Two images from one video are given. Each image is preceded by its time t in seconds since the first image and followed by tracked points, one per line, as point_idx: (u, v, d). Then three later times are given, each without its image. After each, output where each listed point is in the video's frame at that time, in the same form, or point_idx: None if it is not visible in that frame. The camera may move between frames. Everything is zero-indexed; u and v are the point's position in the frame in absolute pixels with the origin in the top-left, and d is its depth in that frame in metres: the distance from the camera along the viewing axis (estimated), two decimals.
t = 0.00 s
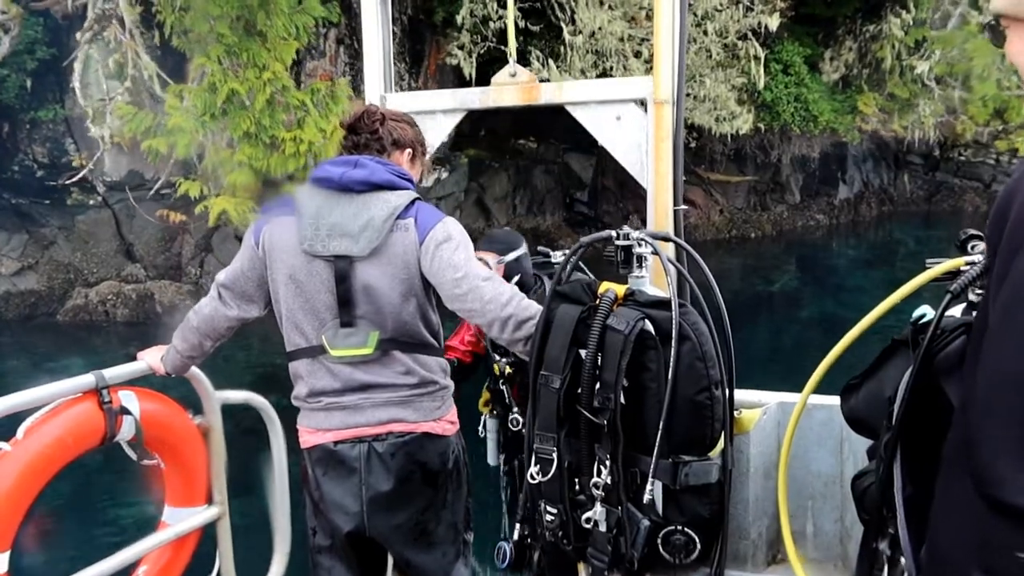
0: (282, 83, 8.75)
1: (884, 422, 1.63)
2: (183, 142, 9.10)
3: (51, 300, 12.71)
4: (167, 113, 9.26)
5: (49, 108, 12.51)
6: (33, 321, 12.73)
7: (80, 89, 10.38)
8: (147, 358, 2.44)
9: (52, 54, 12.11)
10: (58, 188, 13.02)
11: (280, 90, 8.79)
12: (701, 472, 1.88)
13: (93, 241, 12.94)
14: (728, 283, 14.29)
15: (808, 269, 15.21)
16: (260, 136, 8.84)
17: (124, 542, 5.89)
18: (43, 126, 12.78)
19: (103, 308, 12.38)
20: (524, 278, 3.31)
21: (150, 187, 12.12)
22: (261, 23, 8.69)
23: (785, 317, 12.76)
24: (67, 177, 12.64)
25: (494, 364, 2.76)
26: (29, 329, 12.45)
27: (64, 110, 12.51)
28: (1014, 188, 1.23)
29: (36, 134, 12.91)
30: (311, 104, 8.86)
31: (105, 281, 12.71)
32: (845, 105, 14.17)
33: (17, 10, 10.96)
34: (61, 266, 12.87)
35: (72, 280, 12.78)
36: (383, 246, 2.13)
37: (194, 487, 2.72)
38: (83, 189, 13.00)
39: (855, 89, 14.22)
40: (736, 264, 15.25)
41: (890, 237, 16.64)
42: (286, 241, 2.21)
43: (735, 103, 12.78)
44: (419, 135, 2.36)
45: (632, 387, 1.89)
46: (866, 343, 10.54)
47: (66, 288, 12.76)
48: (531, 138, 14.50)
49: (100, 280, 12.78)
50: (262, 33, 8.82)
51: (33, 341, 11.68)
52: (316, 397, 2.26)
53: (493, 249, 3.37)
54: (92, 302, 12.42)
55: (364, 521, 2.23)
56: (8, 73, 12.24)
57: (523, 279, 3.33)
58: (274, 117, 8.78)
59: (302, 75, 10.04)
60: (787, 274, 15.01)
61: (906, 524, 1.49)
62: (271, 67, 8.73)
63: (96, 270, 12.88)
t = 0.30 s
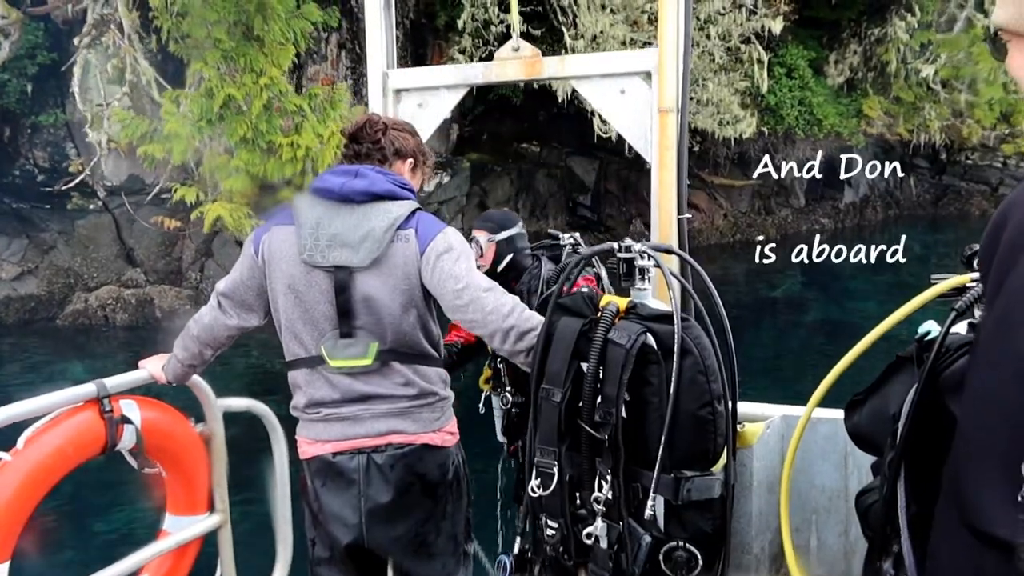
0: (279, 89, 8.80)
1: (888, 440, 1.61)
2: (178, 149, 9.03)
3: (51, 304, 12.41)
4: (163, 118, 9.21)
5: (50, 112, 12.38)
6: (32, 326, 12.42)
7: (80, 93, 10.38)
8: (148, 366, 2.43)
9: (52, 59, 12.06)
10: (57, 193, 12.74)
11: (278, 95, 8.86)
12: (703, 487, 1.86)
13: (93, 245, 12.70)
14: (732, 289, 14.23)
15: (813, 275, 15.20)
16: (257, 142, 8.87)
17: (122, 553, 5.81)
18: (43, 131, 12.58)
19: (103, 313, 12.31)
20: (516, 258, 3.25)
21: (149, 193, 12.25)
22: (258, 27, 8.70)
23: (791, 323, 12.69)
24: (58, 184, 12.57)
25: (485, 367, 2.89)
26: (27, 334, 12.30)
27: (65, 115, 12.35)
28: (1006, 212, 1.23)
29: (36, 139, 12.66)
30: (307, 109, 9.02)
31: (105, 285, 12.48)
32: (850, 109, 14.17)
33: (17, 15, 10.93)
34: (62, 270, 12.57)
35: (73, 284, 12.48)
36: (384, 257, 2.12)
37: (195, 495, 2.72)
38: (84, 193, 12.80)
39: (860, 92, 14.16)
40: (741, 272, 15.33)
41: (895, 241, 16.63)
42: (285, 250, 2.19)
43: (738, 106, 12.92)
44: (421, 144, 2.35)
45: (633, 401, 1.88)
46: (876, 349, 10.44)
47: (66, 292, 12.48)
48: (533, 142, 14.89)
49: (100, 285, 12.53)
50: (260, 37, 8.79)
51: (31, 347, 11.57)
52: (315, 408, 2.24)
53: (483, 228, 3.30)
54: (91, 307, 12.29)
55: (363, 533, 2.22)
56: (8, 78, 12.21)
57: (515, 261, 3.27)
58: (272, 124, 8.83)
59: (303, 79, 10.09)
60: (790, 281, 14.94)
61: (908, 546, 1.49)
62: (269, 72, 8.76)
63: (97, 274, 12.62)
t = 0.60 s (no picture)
0: (275, 102, 8.68)
1: (891, 464, 1.59)
2: (171, 161, 9.03)
3: (49, 317, 12.27)
4: (158, 130, 9.12)
5: (50, 125, 12.36)
6: (32, 337, 12.32)
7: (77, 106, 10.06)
8: (149, 381, 2.42)
9: (52, 71, 12.20)
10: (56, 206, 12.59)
11: (273, 108, 8.73)
12: (704, 509, 1.86)
13: (93, 257, 12.37)
14: (736, 302, 14.14)
15: (817, 287, 15.13)
16: (252, 153, 9.08)
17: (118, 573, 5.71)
18: (44, 143, 12.57)
19: (101, 325, 12.07)
20: (511, 249, 3.53)
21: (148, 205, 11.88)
22: (255, 40, 8.72)
23: (797, 337, 12.60)
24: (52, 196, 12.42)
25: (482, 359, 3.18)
26: (23, 347, 12.11)
27: (65, 127, 12.30)
28: (1007, 243, 1.22)
29: (37, 151, 12.66)
30: (306, 121, 8.86)
31: (104, 298, 12.17)
32: (853, 120, 14.20)
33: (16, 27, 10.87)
34: (61, 283, 12.31)
35: (71, 297, 12.25)
36: (384, 274, 2.11)
37: (195, 510, 2.71)
38: (83, 206, 12.60)
39: (862, 103, 14.23)
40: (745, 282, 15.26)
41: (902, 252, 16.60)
42: (284, 267, 2.18)
43: (740, 117, 12.84)
44: (423, 160, 2.34)
45: (634, 422, 1.87)
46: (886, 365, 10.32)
47: (64, 305, 12.25)
48: (534, 153, 14.80)
49: (100, 297, 12.20)
50: (257, 50, 8.84)
51: (27, 361, 11.43)
52: (314, 426, 2.23)
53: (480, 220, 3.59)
54: (89, 320, 12.03)
55: (362, 552, 2.21)
56: (8, 91, 12.26)
57: (510, 252, 3.55)
58: (267, 135, 8.79)
59: (303, 91, 10.13)
60: (793, 293, 14.82)
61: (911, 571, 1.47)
62: (265, 85, 8.68)
63: (96, 287, 12.30)
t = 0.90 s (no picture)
0: (270, 121, 8.74)
1: (888, 490, 1.58)
2: (164, 181, 8.98)
3: (46, 336, 12.16)
4: (151, 151, 9.08)
5: (50, 145, 12.44)
6: (29, 357, 12.15)
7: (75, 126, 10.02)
8: (148, 401, 2.43)
9: (52, 92, 12.12)
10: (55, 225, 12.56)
11: (269, 128, 8.80)
12: (701, 534, 1.86)
13: (91, 276, 12.30)
14: (736, 319, 14.15)
15: (818, 304, 15.11)
16: (247, 174, 9.10)
17: None
18: (44, 163, 12.68)
19: (98, 345, 11.93)
20: (513, 242, 4.04)
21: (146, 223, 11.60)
22: (250, 61, 8.80)
23: (798, 356, 12.56)
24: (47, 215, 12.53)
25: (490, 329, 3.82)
26: (20, 366, 12.05)
27: (65, 147, 12.39)
28: (998, 278, 1.16)
29: (36, 171, 12.76)
30: (302, 140, 8.87)
31: (102, 318, 12.10)
32: (853, 138, 14.12)
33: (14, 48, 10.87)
34: (58, 302, 12.23)
35: (69, 316, 12.15)
36: (381, 296, 2.10)
37: (194, 529, 2.70)
38: (82, 225, 12.62)
39: (863, 121, 14.07)
40: (746, 300, 15.25)
41: (904, 270, 16.62)
42: (282, 289, 2.17)
43: (739, 136, 13.01)
44: (422, 180, 2.34)
45: (630, 446, 1.86)
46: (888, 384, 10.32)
47: (62, 324, 12.14)
48: (534, 172, 14.78)
49: (98, 316, 12.15)
50: (252, 71, 8.90)
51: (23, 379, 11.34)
52: (311, 448, 2.23)
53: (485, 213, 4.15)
54: (86, 340, 11.88)
55: None
56: (8, 110, 12.14)
57: (511, 243, 4.06)
58: (263, 153, 8.89)
59: (303, 110, 10.22)
60: (794, 311, 14.73)
61: None
62: (259, 105, 8.71)
63: (94, 306, 12.24)
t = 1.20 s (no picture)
0: (266, 138, 8.82)
1: (883, 510, 1.58)
2: (159, 198, 9.00)
3: (45, 353, 12.17)
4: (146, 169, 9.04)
5: (51, 162, 12.45)
6: (27, 373, 12.15)
7: (74, 143, 10.02)
8: (150, 414, 2.45)
9: (55, 110, 12.22)
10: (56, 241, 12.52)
11: (264, 144, 8.86)
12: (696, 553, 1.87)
13: (90, 293, 12.34)
14: (739, 336, 14.07)
15: (821, 321, 15.05)
16: (242, 192, 9.06)
17: None
18: (44, 181, 12.64)
19: (95, 362, 11.80)
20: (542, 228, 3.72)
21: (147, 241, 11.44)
22: (246, 79, 8.93)
23: (800, 374, 12.47)
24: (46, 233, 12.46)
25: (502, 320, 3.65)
26: (17, 383, 12.00)
27: (65, 164, 12.38)
28: (989, 301, 1.17)
29: (37, 188, 12.70)
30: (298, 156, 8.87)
31: (101, 334, 12.08)
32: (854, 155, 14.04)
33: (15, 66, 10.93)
34: (57, 318, 12.30)
35: (67, 333, 12.23)
36: (377, 313, 2.11)
37: (193, 545, 2.70)
38: (82, 242, 12.51)
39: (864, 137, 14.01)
40: (748, 317, 15.20)
41: (907, 287, 16.59)
42: (278, 306, 2.18)
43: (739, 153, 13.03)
44: (417, 198, 2.35)
45: (626, 464, 1.86)
46: (894, 404, 10.20)
47: (60, 340, 12.22)
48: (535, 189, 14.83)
49: (97, 333, 12.17)
50: (248, 89, 9.04)
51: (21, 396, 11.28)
52: (302, 467, 2.23)
53: (519, 195, 3.70)
54: (83, 356, 11.84)
55: None
56: (10, 128, 12.23)
57: (541, 230, 3.73)
58: (259, 170, 8.93)
59: (303, 127, 10.42)
60: (797, 328, 14.65)
61: None
62: (255, 122, 8.82)
63: (93, 322, 12.27)
